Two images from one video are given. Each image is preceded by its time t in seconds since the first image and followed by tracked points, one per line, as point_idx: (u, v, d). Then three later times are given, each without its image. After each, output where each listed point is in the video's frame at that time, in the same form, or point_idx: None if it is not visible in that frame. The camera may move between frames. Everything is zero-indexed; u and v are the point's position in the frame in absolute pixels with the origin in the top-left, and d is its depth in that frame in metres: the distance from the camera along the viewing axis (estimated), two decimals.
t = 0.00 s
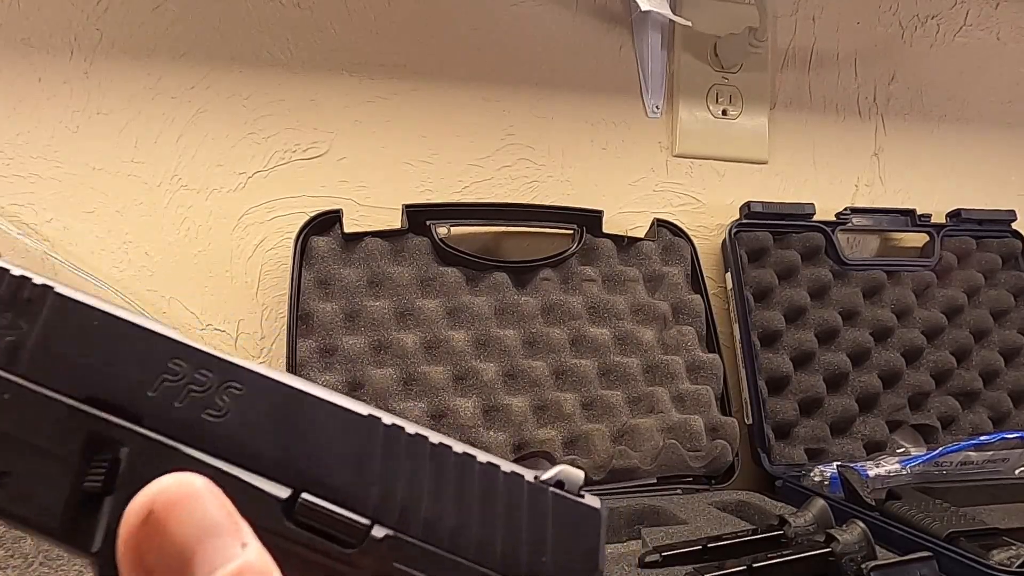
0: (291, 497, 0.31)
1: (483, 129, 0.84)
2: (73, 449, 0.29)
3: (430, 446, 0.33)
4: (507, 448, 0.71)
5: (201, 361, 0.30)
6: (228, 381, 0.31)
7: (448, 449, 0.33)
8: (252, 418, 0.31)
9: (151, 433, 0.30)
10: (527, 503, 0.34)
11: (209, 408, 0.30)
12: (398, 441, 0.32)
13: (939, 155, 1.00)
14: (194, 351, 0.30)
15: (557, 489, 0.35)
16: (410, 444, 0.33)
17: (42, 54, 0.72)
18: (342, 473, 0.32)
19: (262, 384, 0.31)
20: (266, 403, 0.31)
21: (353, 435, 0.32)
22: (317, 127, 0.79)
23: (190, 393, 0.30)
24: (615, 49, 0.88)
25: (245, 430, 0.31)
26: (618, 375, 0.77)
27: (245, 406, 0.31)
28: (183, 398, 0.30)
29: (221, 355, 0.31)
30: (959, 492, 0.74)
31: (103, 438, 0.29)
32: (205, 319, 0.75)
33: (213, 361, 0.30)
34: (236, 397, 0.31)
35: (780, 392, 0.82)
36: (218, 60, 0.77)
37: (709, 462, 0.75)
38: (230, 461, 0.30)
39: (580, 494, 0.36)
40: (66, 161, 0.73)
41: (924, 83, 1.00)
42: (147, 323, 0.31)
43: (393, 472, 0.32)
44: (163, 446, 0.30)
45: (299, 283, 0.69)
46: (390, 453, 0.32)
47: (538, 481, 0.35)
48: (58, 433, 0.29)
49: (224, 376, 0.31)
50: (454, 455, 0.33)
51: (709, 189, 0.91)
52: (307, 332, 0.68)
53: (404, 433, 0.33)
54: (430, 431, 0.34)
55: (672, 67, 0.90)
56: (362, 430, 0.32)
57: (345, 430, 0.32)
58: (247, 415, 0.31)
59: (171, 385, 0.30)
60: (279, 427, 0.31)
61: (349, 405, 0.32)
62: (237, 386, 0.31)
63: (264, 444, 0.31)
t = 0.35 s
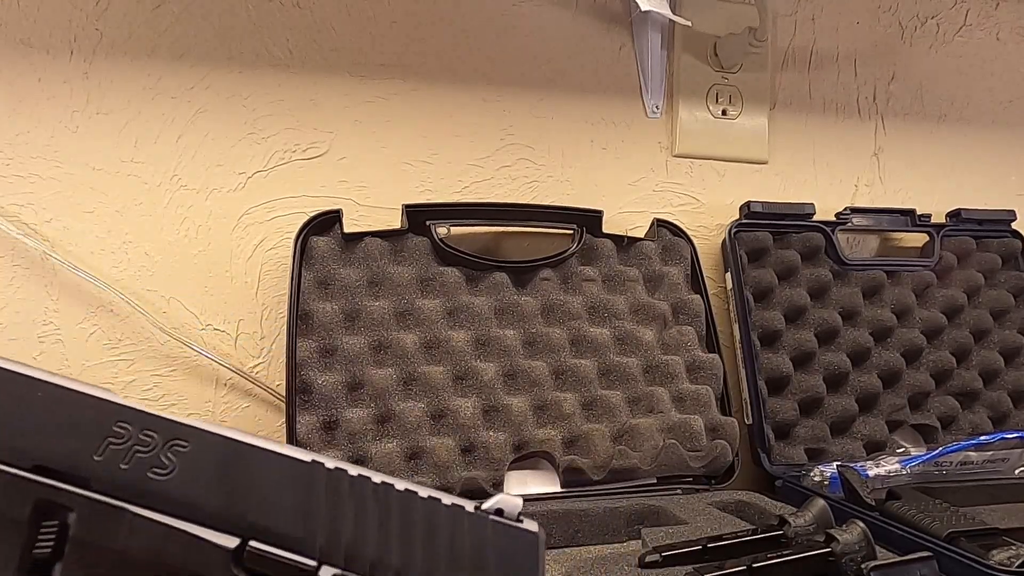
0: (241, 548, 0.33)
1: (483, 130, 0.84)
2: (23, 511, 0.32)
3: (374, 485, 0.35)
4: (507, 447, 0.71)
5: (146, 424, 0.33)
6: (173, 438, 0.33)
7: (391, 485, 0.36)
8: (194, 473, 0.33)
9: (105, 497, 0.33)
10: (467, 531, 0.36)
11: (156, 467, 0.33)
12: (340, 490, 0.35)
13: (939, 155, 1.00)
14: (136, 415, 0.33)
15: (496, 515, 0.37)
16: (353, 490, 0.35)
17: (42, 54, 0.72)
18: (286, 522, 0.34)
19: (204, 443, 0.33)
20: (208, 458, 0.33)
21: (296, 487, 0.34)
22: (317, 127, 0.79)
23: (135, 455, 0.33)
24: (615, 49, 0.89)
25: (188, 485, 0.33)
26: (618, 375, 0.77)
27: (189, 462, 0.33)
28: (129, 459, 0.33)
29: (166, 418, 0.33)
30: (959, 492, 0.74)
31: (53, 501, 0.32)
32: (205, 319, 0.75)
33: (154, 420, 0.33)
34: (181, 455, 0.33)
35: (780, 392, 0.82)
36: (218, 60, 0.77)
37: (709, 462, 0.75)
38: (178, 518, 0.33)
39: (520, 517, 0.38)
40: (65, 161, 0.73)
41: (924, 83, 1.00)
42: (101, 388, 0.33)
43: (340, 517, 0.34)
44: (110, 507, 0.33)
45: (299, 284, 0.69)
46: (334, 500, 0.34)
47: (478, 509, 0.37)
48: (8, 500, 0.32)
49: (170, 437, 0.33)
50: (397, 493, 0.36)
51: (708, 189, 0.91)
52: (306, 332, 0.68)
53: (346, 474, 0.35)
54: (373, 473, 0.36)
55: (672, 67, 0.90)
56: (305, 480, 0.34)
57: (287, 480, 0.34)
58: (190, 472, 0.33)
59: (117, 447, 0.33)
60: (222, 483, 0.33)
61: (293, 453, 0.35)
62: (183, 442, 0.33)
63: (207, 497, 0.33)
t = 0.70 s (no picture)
0: (255, 551, 0.35)
1: (483, 130, 0.84)
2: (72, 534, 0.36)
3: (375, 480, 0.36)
4: (507, 447, 0.71)
5: (167, 444, 0.36)
6: (191, 455, 0.36)
7: (393, 478, 0.36)
8: (210, 486, 0.36)
9: (140, 513, 0.36)
10: (467, 518, 0.36)
11: (178, 482, 0.36)
12: (346, 485, 0.36)
13: (939, 156, 1.00)
14: (156, 436, 0.36)
15: (497, 499, 0.36)
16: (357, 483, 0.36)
17: (42, 54, 0.72)
18: (294, 521, 0.35)
19: (219, 454, 0.36)
20: (224, 467, 0.36)
21: (304, 487, 0.35)
22: (317, 127, 0.79)
23: (159, 473, 0.36)
24: (615, 49, 0.89)
25: (206, 497, 0.36)
26: (618, 375, 0.77)
27: (205, 475, 0.36)
28: (154, 477, 0.36)
29: (184, 436, 0.36)
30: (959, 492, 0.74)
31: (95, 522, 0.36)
32: (205, 318, 0.75)
33: (173, 439, 0.36)
34: (199, 469, 0.36)
35: (780, 392, 0.82)
36: (218, 60, 0.77)
37: (709, 462, 0.75)
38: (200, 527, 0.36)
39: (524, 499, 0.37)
40: (65, 161, 0.73)
41: (924, 83, 1.00)
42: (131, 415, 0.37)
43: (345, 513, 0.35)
44: (141, 523, 0.36)
45: (299, 284, 0.69)
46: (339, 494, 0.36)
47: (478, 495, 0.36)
48: (57, 522, 0.37)
49: (188, 452, 0.36)
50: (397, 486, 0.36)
51: (708, 189, 0.91)
52: (307, 332, 0.68)
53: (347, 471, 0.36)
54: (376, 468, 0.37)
55: (672, 67, 0.90)
56: (312, 479, 0.35)
57: (297, 482, 0.36)
58: (208, 482, 0.36)
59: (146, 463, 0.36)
60: (236, 490, 0.36)
61: (297, 456, 0.36)
62: (200, 458, 0.36)
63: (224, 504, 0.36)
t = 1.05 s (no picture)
0: (253, 568, 0.37)
1: (483, 130, 0.84)
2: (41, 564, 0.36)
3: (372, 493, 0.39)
4: (507, 447, 0.71)
5: (145, 466, 0.37)
6: (175, 477, 0.38)
7: (390, 491, 0.40)
8: (196, 505, 0.37)
9: (117, 538, 0.37)
10: (465, 521, 0.39)
11: (160, 504, 0.37)
12: (339, 498, 0.39)
13: (938, 156, 1.00)
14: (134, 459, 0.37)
15: (491, 505, 0.41)
16: (349, 495, 0.39)
17: (42, 54, 0.72)
18: (291, 534, 0.38)
19: (202, 474, 0.38)
20: (208, 487, 0.38)
21: (297, 501, 0.38)
22: (317, 127, 0.79)
23: (139, 496, 0.37)
24: (614, 49, 0.89)
25: (191, 517, 0.37)
26: (618, 375, 0.77)
27: (189, 496, 0.37)
28: (134, 501, 0.37)
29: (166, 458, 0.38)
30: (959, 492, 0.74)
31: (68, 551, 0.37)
32: (205, 318, 0.75)
33: (154, 463, 0.38)
34: (182, 490, 0.37)
35: (780, 392, 0.82)
36: (218, 60, 0.77)
37: (709, 462, 0.75)
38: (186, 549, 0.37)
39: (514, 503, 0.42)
40: (65, 161, 0.73)
41: (924, 83, 1.00)
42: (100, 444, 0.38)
43: (339, 524, 0.38)
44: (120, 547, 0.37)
45: (299, 284, 0.69)
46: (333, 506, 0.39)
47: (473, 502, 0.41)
48: (26, 554, 0.36)
49: (172, 475, 0.38)
50: (390, 496, 0.39)
51: (708, 189, 0.91)
52: (307, 332, 0.68)
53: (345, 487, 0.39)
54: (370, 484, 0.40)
55: (672, 67, 0.90)
56: (305, 494, 0.39)
57: (287, 497, 0.38)
58: (193, 503, 0.37)
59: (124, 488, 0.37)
60: (226, 510, 0.38)
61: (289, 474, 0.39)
62: (184, 479, 0.38)
63: (212, 523, 0.37)
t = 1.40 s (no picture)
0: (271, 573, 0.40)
1: (483, 130, 0.84)
2: None
3: (379, 487, 0.44)
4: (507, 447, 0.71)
5: (147, 494, 0.41)
6: (179, 501, 0.41)
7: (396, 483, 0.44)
8: (201, 524, 0.41)
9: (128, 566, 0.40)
10: (473, 496, 0.44)
11: (167, 531, 0.40)
12: (344, 494, 0.43)
13: (938, 156, 1.00)
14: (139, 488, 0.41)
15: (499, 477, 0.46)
16: (357, 492, 0.43)
17: (41, 54, 0.72)
18: (302, 536, 0.41)
19: (204, 495, 0.41)
20: (211, 505, 0.41)
21: (301, 506, 0.42)
22: (317, 128, 0.79)
23: (142, 523, 0.40)
24: (614, 50, 0.89)
25: (199, 535, 0.40)
26: (618, 375, 0.77)
27: (194, 517, 0.41)
28: (144, 529, 0.40)
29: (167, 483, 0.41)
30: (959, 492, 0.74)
31: None
32: (205, 318, 0.75)
33: (157, 491, 0.41)
34: (184, 512, 0.41)
35: (780, 392, 0.82)
36: (217, 60, 0.77)
37: (709, 462, 0.75)
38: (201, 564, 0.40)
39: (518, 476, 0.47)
40: (65, 161, 0.73)
41: (924, 83, 1.00)
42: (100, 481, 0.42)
43: (348, 518, 0.42)
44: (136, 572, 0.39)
45: (299, 284, 0.69)
46: (344, 502, 0.43)
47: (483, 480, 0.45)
48: None
49: (173, 497, 0.41)
50: (400, 487, 0.44)
51: (708, 189, 0.91)
52: (306, 333, 0.68)
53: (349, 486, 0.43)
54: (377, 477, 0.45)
55: (672, 67, 0.90)
56: (313, 497, 0.42)
57: (290, 505, 0.42)
58: (196, 522, 0.40)
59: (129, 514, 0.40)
60: (232, 524, 0.41)
61: (291, 480, 0.43)
62: (188, 501, 0.41)
63: (216, 537, 0.40)
